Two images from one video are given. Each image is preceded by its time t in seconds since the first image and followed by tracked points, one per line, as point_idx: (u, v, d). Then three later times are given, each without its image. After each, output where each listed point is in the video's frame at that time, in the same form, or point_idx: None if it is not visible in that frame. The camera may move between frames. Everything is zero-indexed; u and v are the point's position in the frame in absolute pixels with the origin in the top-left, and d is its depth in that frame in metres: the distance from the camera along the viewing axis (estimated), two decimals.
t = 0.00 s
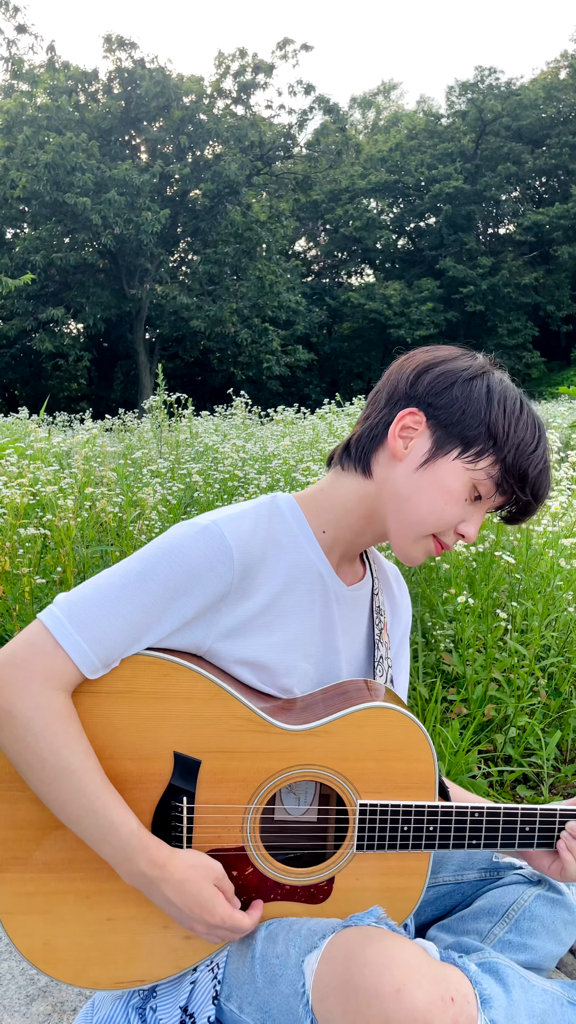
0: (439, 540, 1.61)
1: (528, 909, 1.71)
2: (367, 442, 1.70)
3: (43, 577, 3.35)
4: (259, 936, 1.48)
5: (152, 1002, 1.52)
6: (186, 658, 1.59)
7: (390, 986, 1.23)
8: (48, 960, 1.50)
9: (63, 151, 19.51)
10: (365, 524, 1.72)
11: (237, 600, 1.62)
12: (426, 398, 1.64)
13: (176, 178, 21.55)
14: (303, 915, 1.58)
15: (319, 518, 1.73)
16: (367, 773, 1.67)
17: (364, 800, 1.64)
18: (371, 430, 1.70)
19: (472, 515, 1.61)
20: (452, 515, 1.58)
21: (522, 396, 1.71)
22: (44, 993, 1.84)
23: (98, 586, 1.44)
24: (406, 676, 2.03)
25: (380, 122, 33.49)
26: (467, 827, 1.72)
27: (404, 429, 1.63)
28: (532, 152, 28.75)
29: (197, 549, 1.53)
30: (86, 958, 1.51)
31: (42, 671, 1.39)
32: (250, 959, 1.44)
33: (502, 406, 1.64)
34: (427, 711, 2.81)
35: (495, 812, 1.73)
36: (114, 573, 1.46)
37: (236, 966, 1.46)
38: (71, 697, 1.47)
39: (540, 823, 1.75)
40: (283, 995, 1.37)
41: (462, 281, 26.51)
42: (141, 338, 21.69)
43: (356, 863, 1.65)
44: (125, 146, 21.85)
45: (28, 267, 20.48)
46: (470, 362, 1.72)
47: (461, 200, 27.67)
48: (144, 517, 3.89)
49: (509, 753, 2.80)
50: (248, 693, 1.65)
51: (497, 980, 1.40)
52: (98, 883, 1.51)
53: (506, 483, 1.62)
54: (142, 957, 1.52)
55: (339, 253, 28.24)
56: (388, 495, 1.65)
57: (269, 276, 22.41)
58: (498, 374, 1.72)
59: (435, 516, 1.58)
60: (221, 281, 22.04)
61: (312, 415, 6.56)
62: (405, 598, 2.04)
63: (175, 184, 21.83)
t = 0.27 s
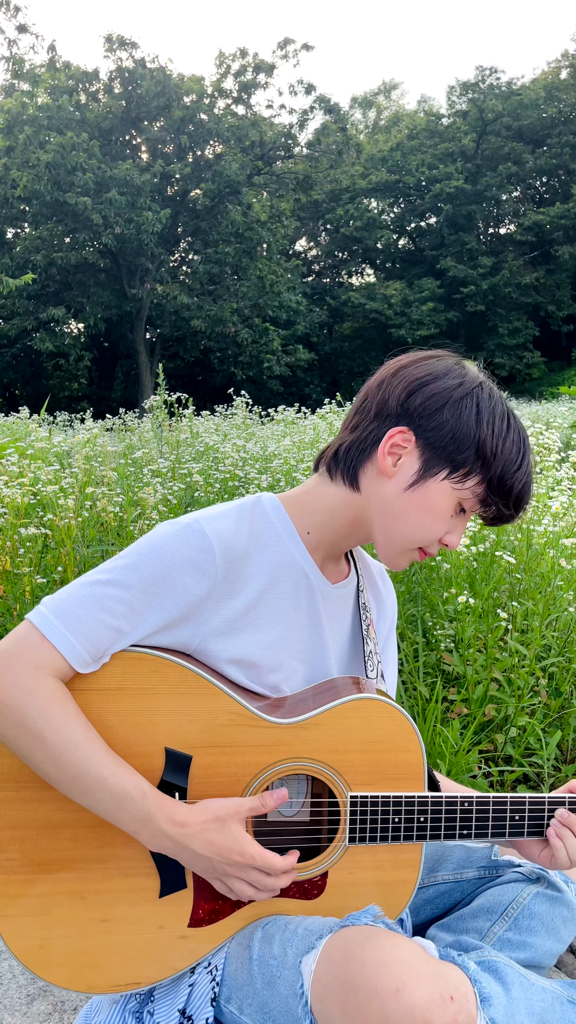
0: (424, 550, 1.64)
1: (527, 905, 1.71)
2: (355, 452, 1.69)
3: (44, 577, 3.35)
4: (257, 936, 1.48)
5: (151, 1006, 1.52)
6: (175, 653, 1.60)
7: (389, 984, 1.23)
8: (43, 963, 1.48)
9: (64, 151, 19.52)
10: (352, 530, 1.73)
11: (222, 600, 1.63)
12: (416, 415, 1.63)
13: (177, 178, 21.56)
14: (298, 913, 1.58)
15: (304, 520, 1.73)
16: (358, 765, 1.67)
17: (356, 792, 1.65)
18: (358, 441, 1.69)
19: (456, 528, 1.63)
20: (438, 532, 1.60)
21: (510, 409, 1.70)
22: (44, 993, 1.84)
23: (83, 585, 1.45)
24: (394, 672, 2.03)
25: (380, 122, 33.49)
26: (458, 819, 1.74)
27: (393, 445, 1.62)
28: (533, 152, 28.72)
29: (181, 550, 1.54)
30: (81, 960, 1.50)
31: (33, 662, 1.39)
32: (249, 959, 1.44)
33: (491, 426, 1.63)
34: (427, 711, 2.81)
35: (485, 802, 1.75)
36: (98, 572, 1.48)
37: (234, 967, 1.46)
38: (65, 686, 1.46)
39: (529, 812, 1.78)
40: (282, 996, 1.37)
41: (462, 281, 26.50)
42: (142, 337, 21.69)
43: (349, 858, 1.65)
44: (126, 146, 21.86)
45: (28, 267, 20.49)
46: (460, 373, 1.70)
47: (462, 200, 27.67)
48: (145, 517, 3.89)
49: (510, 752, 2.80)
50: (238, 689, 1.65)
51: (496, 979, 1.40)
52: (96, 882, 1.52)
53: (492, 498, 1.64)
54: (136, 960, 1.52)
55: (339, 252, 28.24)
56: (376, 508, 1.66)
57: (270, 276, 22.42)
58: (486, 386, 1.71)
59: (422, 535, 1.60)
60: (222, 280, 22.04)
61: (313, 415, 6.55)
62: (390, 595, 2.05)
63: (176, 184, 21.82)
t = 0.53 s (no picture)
0: (416, 554, 1.64)
1: (524, 903, 1.71)
2: (340, 460, 1.71)
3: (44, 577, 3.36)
4: (254, 935, 1.48)
5: (148, 1008, 1.52)
6: (169, 654, 1.60)
7: (387, 983, 1.23)
8: (40, 967, 1.49)
9: (65, 151, 19.52)
10: (342, 536, 1.74)
11: (216, 606, 1.63)
12: (394, 423, 1.64)
13: (177, 177, 21.55)
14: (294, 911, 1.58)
15: (296, 525, 1.74)
16: (351, 763, 1.68)
17: (349, 790, 1.65)
18: (342, 450, 1.71)
19: (447, 532, 1.63)
20: (424, 537, 1.60)
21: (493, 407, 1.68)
22: (45, 993, 1.85)
23: (78, 589, 1.46)
24: (384, 672, 2.05)
25: (381, 122, 33.47)
26: (450, 814, 1.74)
27: (375, 454, 1.63)
28: (534, 151, 28.68)
29: (176, 554, 1.55)
30: (77, 962, 1.50)
31: (25, 665, 1.40)
32: (247, 959, 1.45)
33: (471, 427, 1.61)
34: (427, 712, 2.81)
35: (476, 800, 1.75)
36: (94, 577, 1.48)
37: (233, 967, 1.46)
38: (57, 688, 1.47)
39: (520, 808, 1.78)
40: (281, 996, 1.37)
41: (463, 281, 26.49)
42: (143, 337, 21.68)
43: (344, 856, 1.65)
44: (126, 146, 21.85)
45: (29, 267, 20.50)
46: (438, 377, 1.69)
47: (462, 200, 27.67)
48: (145, 517, 3.90)
49: (509, 752, 2.80)
50: (232, 690, 1.66)
51: (495, 977, 1.40)
52: (91, 884, 1.52)
53: (477, 500, 1.63)
54: (133, 962, 1.52)
55: (340, 252, 28.25)
56: (363, 515, 1.67)
57: (270, 276, 22.45)
58: (466, 386, 1.69)
59: (409, 540, 1.61)
60: (223, 280, 22.02)
61: (314, 415, 6.54)
62: (380, 595, 2.06)
63: (177, 184, 21.82)
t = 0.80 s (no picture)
0: (406, 555, 1.62)
1: (524, 902, 1.71)
2: (325, 463, 1.71)
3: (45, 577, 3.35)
4: (253, 936, 1.48)
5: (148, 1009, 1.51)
6: (164, 653, 1.60)
7: (387, 982, 1.23)
8: (38, 968, 1.48)
9: (65, 151, 19.53)
10: (332, 538, 1.73)
11: (211, 607, 1.63)
12: (371, 423, 1.63)
13: (178, 177, 21.56)
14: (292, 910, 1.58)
15: (289, 527, 1.74)
16: (348, 760, 1.68)
17: (346, 789, 1.65)
18: (327, 454, 1.72)
19: (434, 530, 1.60)
20: (408, 537, 1.58)
21: (473, 400, 1.64)
22: (46, 992, 1.85)
23: (73, 590, 1.45)
24: (384, 675, 2.03)
25: (381, 121, 33.47)
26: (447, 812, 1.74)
27: (354, 456, 1.63)
28: (534, 151, 28.66)
29: (170, 556, 1.55)
30: (75, 963, 1.50)
31: (20, 665, 1.39)
32: (246, 959, 1.45)
33: (447, 423, 1.58)
34: (427, 712, 2.81)
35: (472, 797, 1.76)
36: (89, 579, 1.48)
37: (232, 967, 1.46)
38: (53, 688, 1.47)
39: (516, 805, 1.79)
40: (281, 996, 1.37)
41: (463, 281, 26.49)
42: (143, 337, 21.68)
43: (342, 854, 1.65)
44: (127, 146, 21.86)
45: (30, 267, 20.51)
46: (414, 374, 1.67)
47: (463, 200, 27.68)
48: (146, 517, 3.90)
49: (510, 753, 2.80)
50: (228, 689, 1.65)
51: (494, 977, 1.40)
52: (90, 883, 1.52)
53: (459, 497, 1.59)
54: (132, 963, 1.51)
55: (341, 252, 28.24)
56: (348, 518, 1.67)
57: (271, 276, 22.47)
58: (444, 381, 1.66)
59: (393, 541, 1.59)
60: (223, 280, 22.02)
61: (315, 415, 6.54)
62: (378, 598, 2.06)
63: (177, 184, 21.83)
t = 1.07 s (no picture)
0: (389, 551, 1.61)
1: (524, 902, 1.70)
2: (305, 463, 1.73)
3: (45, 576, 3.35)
4: (251, 938, 1.48)
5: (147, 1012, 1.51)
6: (160, 655, 1.60)
7: (387, 984, 1.23)
8: (38, 970, 1.48)
9: (65, 151, 19.53)
10: (317, 537, 1.72)
11: (204, 609, 1.63)
12: (336, 420, 1.63)
13: (178, 177, 21.56)
14: (290, 912, 1.58)
15: (281, 526, 1.74)
16: (345, 759, 1.68)
17: (343, 789, 1.65)
18: (306, 454, 1.73)
19: (412, 525, 1.58)
20: (382, 534, 1.57)
21: (436, 386, 1.60)
22: (46, 993, 1.85)
23: (65, 592, 1.45)
24: (383, 673, 2.04)
25: (382, 122, 33.49)
26: (444, 811, 1.75)
27: (324, 453, 1.64)
28: (535, 151, 28.65)
29: (162, 557, 1.55)
30: (74, 964, 1.50)
31: (12, 666, 1.40)
32: (246, 961, 1.45)
33: (405, 414, 1.55)
34: (428, 712, 2.80)
35: (470, 794, 1.76)
36: (82, 581, 1.48)
37: (232, 967, 1.47)
38: (47, 690, 1.47)
39: (516, 803, 1.78)
40: (281, 996, 1.37)
41: (464, 281, 26.51)
42: (143, 337, 21.68)
43: (339, 855, 1.65)
44: (127, 146, 21.87)
45: (30, 267, 20.53)
46: (375, 365, 1.65)
47: (463, 200, 27.69)
48: (146, 517, 3.90)
49: (510, 753, 2.81)
50: (224, 689, 1.65)
51: (494, 977, 1.40)
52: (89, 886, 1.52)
53: (428, 490, 1.55)
54: (133, 965, 1.51)
55: (341, 252, 28.27)
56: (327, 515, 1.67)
57: (271, 276, 22.47)
58: (405, 370, 1.63)
59: (367, 538, 1.59)
60: (223, 281, 22.02)
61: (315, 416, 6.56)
62: (375, 596, 2.06)
63: (177, 184, 21.83)
